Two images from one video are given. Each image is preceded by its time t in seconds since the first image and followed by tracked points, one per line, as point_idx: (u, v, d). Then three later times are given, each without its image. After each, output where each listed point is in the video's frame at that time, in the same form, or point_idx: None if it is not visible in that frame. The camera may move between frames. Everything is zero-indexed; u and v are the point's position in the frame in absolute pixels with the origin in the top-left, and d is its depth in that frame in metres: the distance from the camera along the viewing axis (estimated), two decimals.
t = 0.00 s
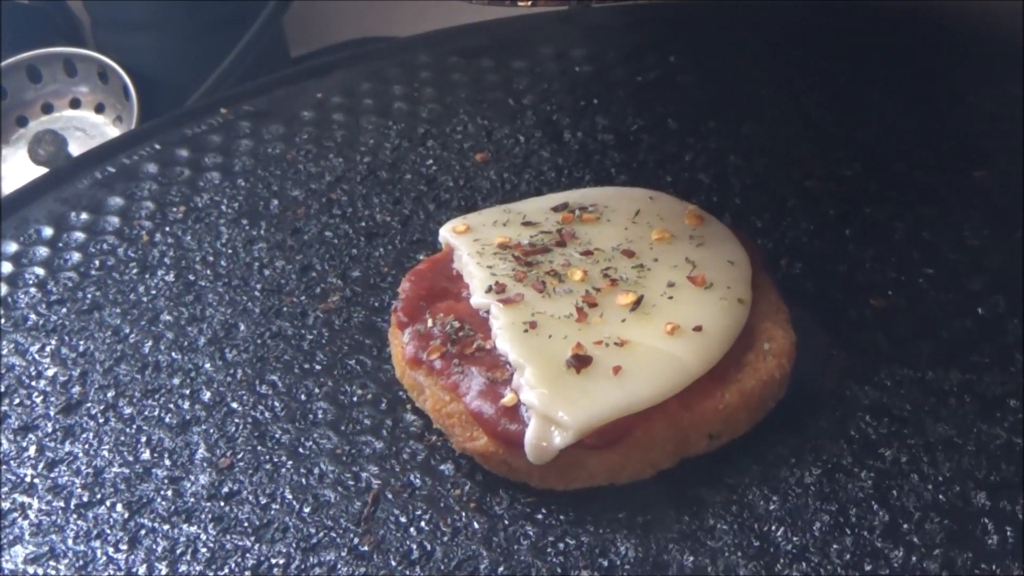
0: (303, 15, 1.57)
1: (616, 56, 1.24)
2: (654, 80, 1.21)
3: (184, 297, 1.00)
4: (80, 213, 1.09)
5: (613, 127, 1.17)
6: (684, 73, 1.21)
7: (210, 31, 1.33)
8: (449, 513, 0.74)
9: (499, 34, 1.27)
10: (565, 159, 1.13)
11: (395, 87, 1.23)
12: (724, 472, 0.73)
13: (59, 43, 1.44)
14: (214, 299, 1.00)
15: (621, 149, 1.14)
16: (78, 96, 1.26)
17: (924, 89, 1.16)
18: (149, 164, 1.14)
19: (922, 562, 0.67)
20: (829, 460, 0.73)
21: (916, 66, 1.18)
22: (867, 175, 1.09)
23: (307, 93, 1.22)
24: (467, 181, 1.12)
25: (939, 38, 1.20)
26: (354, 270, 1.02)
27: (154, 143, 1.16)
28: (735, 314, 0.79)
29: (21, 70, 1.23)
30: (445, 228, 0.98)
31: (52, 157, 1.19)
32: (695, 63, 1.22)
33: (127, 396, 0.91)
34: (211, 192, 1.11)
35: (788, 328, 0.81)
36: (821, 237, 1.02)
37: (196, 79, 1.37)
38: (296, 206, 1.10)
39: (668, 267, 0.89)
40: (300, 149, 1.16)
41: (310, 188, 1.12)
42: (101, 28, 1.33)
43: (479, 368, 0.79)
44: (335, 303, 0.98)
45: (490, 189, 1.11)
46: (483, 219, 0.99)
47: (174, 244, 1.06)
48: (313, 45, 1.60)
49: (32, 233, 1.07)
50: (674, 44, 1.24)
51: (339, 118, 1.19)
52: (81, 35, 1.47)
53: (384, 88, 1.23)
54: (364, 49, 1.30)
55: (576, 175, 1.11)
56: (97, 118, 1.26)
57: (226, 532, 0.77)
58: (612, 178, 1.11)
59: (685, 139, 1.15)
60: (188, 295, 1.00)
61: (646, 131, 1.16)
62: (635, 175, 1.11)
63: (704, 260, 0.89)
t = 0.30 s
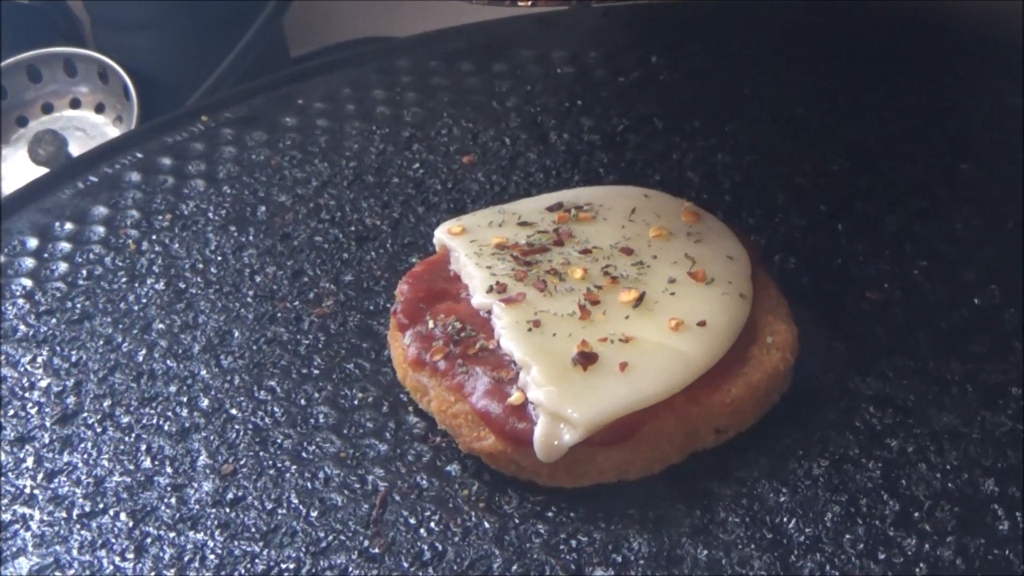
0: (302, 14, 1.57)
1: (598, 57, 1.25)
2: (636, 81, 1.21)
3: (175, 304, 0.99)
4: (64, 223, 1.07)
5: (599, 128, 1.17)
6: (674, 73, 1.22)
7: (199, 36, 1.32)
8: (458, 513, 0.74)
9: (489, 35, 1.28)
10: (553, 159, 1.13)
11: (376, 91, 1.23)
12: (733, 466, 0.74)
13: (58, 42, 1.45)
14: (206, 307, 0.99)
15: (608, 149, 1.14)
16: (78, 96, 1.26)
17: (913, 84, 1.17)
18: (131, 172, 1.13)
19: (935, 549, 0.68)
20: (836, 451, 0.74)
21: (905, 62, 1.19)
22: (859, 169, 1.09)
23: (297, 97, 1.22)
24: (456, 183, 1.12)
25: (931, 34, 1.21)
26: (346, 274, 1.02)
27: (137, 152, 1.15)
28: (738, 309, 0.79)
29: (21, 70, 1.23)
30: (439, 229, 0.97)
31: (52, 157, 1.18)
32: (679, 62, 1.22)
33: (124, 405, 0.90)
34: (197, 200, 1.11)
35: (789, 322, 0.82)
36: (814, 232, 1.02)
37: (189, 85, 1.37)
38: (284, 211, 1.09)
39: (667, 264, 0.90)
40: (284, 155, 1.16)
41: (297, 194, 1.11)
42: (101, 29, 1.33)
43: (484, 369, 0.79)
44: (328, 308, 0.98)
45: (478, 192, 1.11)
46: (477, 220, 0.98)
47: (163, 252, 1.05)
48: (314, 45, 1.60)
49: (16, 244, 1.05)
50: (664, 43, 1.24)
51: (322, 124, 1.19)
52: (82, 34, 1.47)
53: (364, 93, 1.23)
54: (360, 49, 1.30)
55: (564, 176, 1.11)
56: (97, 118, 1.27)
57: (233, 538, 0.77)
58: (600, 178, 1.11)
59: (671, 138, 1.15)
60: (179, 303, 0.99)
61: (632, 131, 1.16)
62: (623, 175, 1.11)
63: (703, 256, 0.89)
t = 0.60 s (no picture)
0: (302, 14, 1.57)
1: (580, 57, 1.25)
2: (619, 80, 1.22)
3: (167, 312, 0.99)
4: (49, 232, 1.07)
5: (585, 128, 1.17)
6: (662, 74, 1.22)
7: (193, 40, 1.32)
8: (467, 513, 0.74)
9: (483, 34, 1.28)
10: (540, 160, 1.13)
11: (358, 96, 1.23)
12: (742, 460, 0.74)
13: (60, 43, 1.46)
14: (199, 314, 0.98)
15: (595, 149, 1.14)
16: (78, 96, 1.26)
17: (901, 79, 1.17)
18: (114, 181, 1.12)
19: (948, 536, 0.69)
20: (843, 443, 0.74)
21: (893, 57, 1.20)
22: (849, 164, 1.10)
23: (289, 100, 1.22)
24: (445, 185, 1.12)
25: (916, 32, 1.22)
26: (339, 278, 1.01)
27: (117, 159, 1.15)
28: (741, 304, 0.80)
29: (21, 70, 1.23)
30: (435, 231, 0.96)
31: (53, 157, 1.21)
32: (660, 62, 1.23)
33: (121, 413, 0.89)
34: (182, 207, 1.10)
35: (790, 316, 0.83)
36: (807, 227, 1.03)
37: (184, 89, 1.37)
38: (272, 217, 1.09)
39: (667, 261, 0.90)
40: (269, 161, 1.15)
41: (284, 200, 1.11)
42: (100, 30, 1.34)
43: (490, 369, 0.79)
44: (323, 313, 0.97)
45: (467, 193, 1.11)
46: (473, 221, 0.98)
47: (151, 260, 1.04)
48: (314, 45, 1.60)
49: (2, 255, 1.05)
50: (654, 44, 1.25)
51: (306, 129, 1.19)
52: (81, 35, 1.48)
53: (346, 98, 1.23)
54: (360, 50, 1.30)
55: (553, 177, 1.11)
56: (97, 118, 1.27)
57: (240, 544, 0.77)
58: (589, 179, 1.11)
59: (657, 137, 1.15)
60: (170, 311, 0.99)
61: (618, 131, 1.17)
62: (611, 174, 1.12)
63: (702, 252, 0.90)
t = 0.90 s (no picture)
0: (301, 15, 1.57)
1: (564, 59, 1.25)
2: (604, 82, 1.22)
3: (159, 319, 0.98)
4: (35, 243, 1.06)
5: (572, 129, 1.17)
6: (653, 73, 1.22)
7: (189, 45, 1.32)
8: (476, 513, 0.74)
9: (479, 34, 1.29)
10: (528, 162, 1.13)
11: (342, 101, 1.22)
12: (749, 454, 0.74)
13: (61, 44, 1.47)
14: (192, 321, 0.98)
15: (583, 150, 1.14)
16: (78, 97, 1.27)
17: (889, 74, 1.18)
18: (98, 190, 1.12)
19: (959, 524, 0.69)
20: (848, 435, 0.75)
21: (881, 54, 1.20)
22: (838, 160, 1.11)
23: (283, 104, 1.22)
24: (435, 189, 1.11)
25: (904, 30, 1.22)
26: (332, 283, 1.01)
27: (103, 167, 1.14)
28: (742, 298, 0.81)
29: (21, 70, 1.24)
30: (430, 233, 0.96)
31: (53, 157, 1.20)
32: (646, 64, 1.23)
33: (119, 422, 0.89)
34: (168, 216, 1.09)
35: (790, 310, 0.83)
36: (799, 223, 1.03)
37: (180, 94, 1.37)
38: (261, 223, 1.08)
39: (666, 257, 0.90)
40: (255, 166, 1.15)
41: (272, 205, 1.10)
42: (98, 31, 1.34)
43: (494, 369, 0.79)
44: (318, 317, 0.97)
45: (456, 197, 1.10)
46: (468, 222, 0.97)
47: (140, 268, 1.03)
48: (314, 46, 1.60)
49: None
50: (645, 43, 1.25)
51: (291, 135, 1.18)
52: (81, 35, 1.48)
53: (330, 103, 1.22)
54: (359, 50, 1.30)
55: (541, 179, 1.12)
56: (98, 118, 1.28)
57: (248, 550, 0.76)
58: (578, 180, 1.11)
59: (645, 136, 1.16)
60: (163, 318, 0.98)
61: (605, 131, 1.17)
62: (601, 175, 1.12)
63: (701, 248, 0.90)
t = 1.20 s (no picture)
0: (303, 14, 1.55)
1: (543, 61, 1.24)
2: (586, 83, 1.21)
3: (151, 327, 0.97)
4: (20, 253, 1.05)
5: (557, 130, 1.16)
6: (642, 66, 1.22)
7: (185, 46, 1.32)
8: (486, 512, 0.75)
9: (475, 31, 1.27)
10: (516, 164, 1.13)
11: (324, 107, 1.21)
12: (756, 447, 0.75)
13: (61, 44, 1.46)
14: (185, 328, 0.97)
15: (571, 152, 1.14)
16: (78, 96, 1.25)
17: (881, 68, 1.18)
18: (81, 200, 1.10)
19: (968, 512, 0.71)
20: (854, 426, 0.76)
21: (867, 53, 1.20)
22: (826, 156, 1.11)
23: (279, 104, 1.21)
24: (423, 195, 1.10)
25: (890, 29, 1.22)
26: (326, 287, 1.00)
27: (86, 177, 1.13)
28: (745, 293, 0.81)
29: (21, 70, 1.21)
30: (426, 235, 0.95)
31: (53, 158, 1.17)
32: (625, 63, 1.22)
33: (117, 430, 0.88)
34: (154, 224, 1.08)
35: (791, 304, 0.84)
36: (791, 220, 1.03)
37: (177, 96, 1.36)
38: (250, 229, 1.07)
39: (666, 254, 0.90)
40: (239, 174, 1.13)
41: (259, 211, 1.09)
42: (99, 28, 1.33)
43: (499, 368, 0.79)
44: (313, 322, 0.96)
45: (445, 199, 1.09)
46: (463, 224, 0.96)
47: (130, 275, 1.02)
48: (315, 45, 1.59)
49: None
50: (634, 43, 1.25)
51: (274, 141, 1.17)
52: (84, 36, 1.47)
53: (312, 109, 1.21)
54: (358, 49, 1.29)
55: (530, 181, 1.11)
56: (98, 118, 1.26)
57: (256, 556, 0.76)
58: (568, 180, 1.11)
59: (634, 137, 1.15)
60: (155, 326, 0.97)
61: (589, 132, 1.16)
62: (590, 176, 1.11)
63: (701, 245, 0.91)
